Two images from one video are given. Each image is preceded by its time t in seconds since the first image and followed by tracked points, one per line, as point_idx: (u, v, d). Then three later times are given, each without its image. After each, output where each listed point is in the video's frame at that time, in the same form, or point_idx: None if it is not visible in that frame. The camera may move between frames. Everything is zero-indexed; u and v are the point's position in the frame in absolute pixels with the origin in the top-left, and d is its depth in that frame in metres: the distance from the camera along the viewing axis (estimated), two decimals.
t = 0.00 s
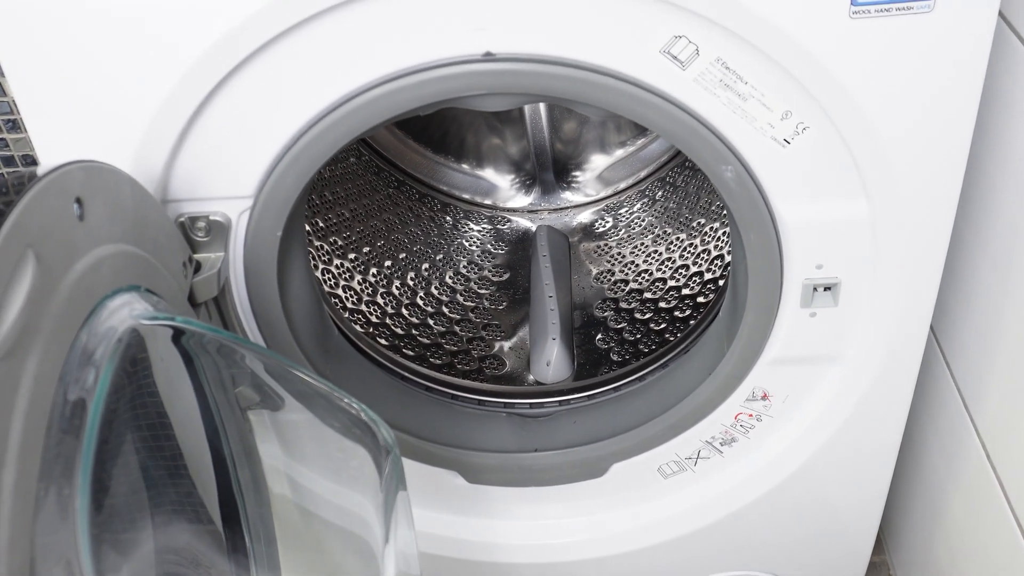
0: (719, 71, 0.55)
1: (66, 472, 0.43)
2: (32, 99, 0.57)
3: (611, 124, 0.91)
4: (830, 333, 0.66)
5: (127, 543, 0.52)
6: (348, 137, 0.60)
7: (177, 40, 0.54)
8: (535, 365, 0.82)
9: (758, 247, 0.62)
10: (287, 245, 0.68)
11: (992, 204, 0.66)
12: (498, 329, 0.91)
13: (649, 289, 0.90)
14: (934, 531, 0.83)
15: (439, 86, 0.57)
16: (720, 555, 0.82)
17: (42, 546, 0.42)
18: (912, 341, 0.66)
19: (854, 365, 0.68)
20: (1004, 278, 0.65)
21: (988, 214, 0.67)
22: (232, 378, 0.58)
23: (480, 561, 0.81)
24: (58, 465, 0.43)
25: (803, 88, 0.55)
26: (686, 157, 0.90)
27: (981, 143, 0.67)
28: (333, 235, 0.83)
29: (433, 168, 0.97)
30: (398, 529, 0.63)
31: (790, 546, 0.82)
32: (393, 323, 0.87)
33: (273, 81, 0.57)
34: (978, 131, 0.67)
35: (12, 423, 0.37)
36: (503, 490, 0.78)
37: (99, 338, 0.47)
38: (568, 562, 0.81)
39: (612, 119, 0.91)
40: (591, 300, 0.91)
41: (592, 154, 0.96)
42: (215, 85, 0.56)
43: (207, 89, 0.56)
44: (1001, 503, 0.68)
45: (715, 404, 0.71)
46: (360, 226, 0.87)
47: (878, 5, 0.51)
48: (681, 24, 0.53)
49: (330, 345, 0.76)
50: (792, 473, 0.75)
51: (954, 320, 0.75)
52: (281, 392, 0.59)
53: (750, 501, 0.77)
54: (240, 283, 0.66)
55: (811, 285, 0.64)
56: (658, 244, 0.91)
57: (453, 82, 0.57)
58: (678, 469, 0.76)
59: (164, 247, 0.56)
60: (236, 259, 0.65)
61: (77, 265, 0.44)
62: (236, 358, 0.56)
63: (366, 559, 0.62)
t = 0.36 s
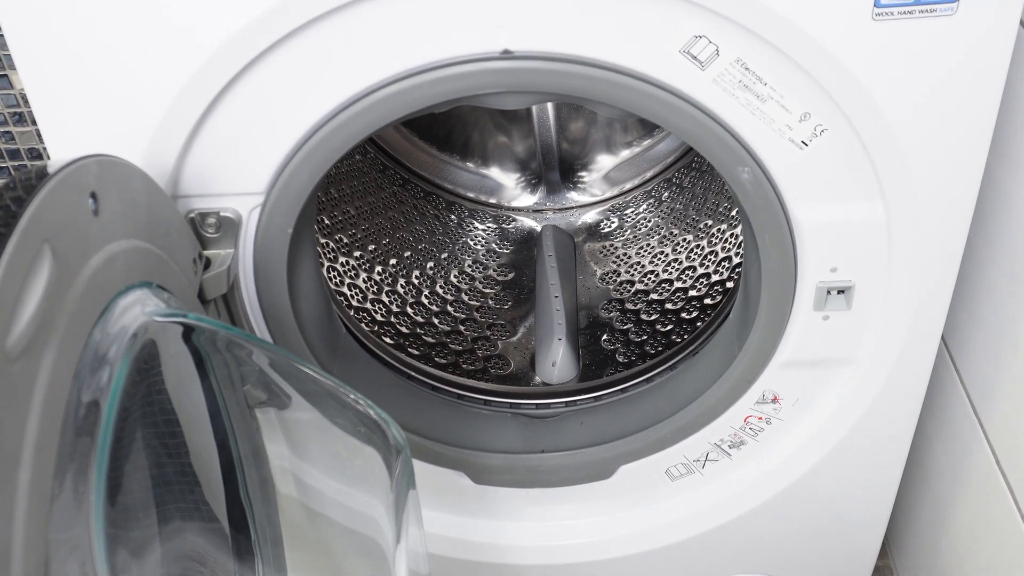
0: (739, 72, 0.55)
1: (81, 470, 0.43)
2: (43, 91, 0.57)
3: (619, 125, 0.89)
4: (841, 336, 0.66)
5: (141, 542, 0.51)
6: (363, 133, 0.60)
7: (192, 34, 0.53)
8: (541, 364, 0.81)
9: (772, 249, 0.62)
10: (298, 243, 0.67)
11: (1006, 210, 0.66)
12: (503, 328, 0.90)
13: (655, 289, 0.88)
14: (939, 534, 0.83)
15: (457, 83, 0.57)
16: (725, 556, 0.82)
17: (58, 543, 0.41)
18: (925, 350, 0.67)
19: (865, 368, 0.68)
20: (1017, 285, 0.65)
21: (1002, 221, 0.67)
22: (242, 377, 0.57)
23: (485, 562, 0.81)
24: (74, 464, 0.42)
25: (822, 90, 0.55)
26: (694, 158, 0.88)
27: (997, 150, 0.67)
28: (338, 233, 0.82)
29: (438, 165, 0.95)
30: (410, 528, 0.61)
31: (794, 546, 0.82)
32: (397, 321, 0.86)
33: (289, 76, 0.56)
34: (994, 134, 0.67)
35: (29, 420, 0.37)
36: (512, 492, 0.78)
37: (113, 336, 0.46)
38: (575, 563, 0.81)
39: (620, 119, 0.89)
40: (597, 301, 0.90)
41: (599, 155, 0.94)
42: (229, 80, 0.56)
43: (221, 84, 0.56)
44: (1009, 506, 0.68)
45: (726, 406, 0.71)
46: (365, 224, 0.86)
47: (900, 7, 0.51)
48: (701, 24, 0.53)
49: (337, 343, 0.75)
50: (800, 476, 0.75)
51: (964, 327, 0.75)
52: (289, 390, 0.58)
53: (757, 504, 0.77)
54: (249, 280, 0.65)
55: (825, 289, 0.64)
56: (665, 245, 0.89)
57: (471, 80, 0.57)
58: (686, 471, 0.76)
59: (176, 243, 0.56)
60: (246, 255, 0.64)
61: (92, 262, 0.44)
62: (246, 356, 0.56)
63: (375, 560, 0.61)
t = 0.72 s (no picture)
0: (735, 71, 0.55)
1: (75, 472, 0.43)
2: (38, 91, 0.56)
3: (615, 125, 0.89)
4: (838, 336, 0.66)
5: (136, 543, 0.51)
6: (360, 133, 0.59)
7: (188, 32, 0.53)
8: (537, 364, 0.81)
9: (769, 250, 0.62)
10: (294, 243, 0.67)
11: (1002, 211, 0.66)
12: (499, 328, 0.90)
13: (651, 289, 0.88)
14: (935, 534, 0.84)
15: (454, 83, 0.57)
16: (722, 556, 0.82)
17: (52, 543, 0.41)
18: (921, 350, 0.67)
19: (862, 368, 0.69)
20: (1013, 285, 0.65)
21: (998, 222, 0.67)
22: (238, 377, 0.57)
23: (482, 562, 0.81)
24: (68, 464, 0.42)
25: (819, 90, 0.55)
26: (689, 158, 0.88)
27: (993, 151, 0.67)
28: (334, 233, 0.82)
29: (433, 165, 0.95)
30: (406, 529, 0.61)
31: (791, 546, 0.82)
32: (393, 321, 0.86)
33: (285, 75, 0.56)
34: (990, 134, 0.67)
35: (24, 419, 0.37)
36: (509, 492, 0.78)
37: (107, 337, 0.46)
38: (571, 563, 0.80)
39: (617, 119, 0.89)
40: (592, 301, 0.90)
41: (595, 155, 0.93)
42: (225, 80, 0.55)
43: (216, 83, 0.55)
44: (1005, 506, 0.68)
45: (723, 406, 0.71)
46: (361, 224, 0.86)
47: (897, 7, 0.51)
48: (698, 24, 0.53)
49: (333, 343, 0.75)
50: (798, 476, 0.75)
51: (960, 327, 0.75)
52: (284, 390, 0.58)
53: (756, 505, 0.77)
54: (246, 280, 0.65)
55: (821, 288, 0.64)
56: (660, 245, 0.89)
57: (469, 80, 0.57)
58: (682, 471, 0.76)
59: (171, 243, 0.55)
60: (242, 255, 0.64)
61: (87, 262, 0.43)
62: (241, 356, 0.56)
63: (371, 561, 0.61)
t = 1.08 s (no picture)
0: (726, 68, 0.54)
1: (53, 476, 0.42)
2: (21, 90, 0.56)
3: (608, 123, 0.88)
4: (831, 334, 0.66)
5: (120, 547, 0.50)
6: (348, 131, 0.59)
7: (171, 30, 0.52)
8: (531, 365, 0.80)
9: (762, 248, 0.62)
10: (282, 243, 0.66)
11: (997, 208, 0.66)
12: (492, 328, 0.89)
13: (645, 288, 0.87)
14: (931, 534, 0.83)
15: (445, 80, 0.56)
16: (716, 556, 0.82)
17: (29, 548, 0.40)
18: (915, 348, 0.67)
19: (855, 367, 0.68)
20: (1007, 283, 0.65)
21: (992, 219, 0.67)
22: (225, 379, 0.56)
23: (475, 564, 0.80)
24: (45, 468, 0.41)
25: (810, 86, 0.55)
26: (683, 156, 0.87)
27: (987, 148, 0.67)
28: (324, 234, 0.81)
29: (426, 164, 0.93)
30: (395, 531, 0.60)
31: (786, 546, 0.82)
32: (385, 321, 0.85)
33: (272, 74, 0.55)
34: (984, 132, 0.67)
35: None
36: (500, 493, 0.78)
37: (88, 337, 0.45)
38: (565, 565, 0.80)
39: (609, 117, 0.88)
40: (586, 300, 0.89)
41: (589, 154, 0.92)
42: (210, 79, 0.55)
43: (201, 82, 0.55)
44: (1000, 506, 0.68)
45: (716, 406, 0.71)
46: (352, 224, 0.85)
47: (889, 3, 0.51)
48: (688, 20, 0.52)
49: (323, 344, 0.74)
50: (791, 475, 0.75)
51: (955, 325, 0.75)
52: (272, 393, 0.57)
53: (749, 504, 0.77)
54: (233, 281, 0.64)
55: (814, 287, 0.63)
56: (654, 244, 0.88)
57: (459, 77, 0.56)
58: (675, 472, 0.75)
59: (155, 244, 0.55)
60: (229, 256, 0.63)
61: (67, 263, 0.43)
62: (229, 359, 0.55)
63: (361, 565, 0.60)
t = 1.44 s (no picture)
0: (727, 63, 0.54)
1: (55, 470, 0.42)
2: (22, 86, 0.56)
3: (609, 119, 0.88)
4: (831, 331, 0.66)
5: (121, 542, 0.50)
6: (350, 127, 0.59)
7: (172, 25, 0.52)
8: (531, 360, 0.80)
9: (762, 243, 0.62)
10: (282, 239, 0.66)
11: (997, 205, 0.66)
12: (492, 324, 0.89)
13: (645, 285, 0.88)
14: (930, 530, 0.83)
15: (445, 75, 0.56)
16: (716, 553, 0.82)
17: (32, 543, 0.40)
18: (915, 345, 0.67)
19: (855, 363, 0.68)
20: (1006, 279, 0.65)
21: (992, 215, 0.67)
22: (226, 374, 0.56)
23: (476, 561, 0.80)
24: (48, 463, 0.41)
25: (811, 82, 0.55)
26: (683, 153, 0.87)
27: (987, 144, 0.67)
28: (324, 230, 0.81)
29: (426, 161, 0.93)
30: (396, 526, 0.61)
31: (786, 542, 0.82)
32: (385, 317, 0.85)
33: (274, 68, 0.55)
34: (984, 129, 0.67)
35: (3, 416, 0.36)
36: (500, 488, 0.78)
37: (89, 331, 0.45)
38: (566, 561, 0.80)
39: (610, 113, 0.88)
40: (586, 296, 0.89)
41: (589, 151, 0.92)
42: (210, 75, 0.55)
43: (202, 77, 0.55)
44: (999, 502, 0.68)
45: (716, 402, 0.71)
46: (352, 220, 0.85)
47: None
48: (689, 16, 0.52)
49: (323, 340, 0.74)
50: (791, 471, 0.75)
51: (955, 322, 0.75)
52: (273, 388, 0.57)
53: (750, 501, 0.77)
54: (234, 276, 0.64)
55: (814, 283, 0.63)
56: (654, 241, 0.88)
57: (459, 72, 0.56)
58: (676, 468, 0.75)
59: (156, 239, 0.55)
60: (230, 251, 0.63)
61: (70, 258, 0.43)
62: (230, 353, 0.55)
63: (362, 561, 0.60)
